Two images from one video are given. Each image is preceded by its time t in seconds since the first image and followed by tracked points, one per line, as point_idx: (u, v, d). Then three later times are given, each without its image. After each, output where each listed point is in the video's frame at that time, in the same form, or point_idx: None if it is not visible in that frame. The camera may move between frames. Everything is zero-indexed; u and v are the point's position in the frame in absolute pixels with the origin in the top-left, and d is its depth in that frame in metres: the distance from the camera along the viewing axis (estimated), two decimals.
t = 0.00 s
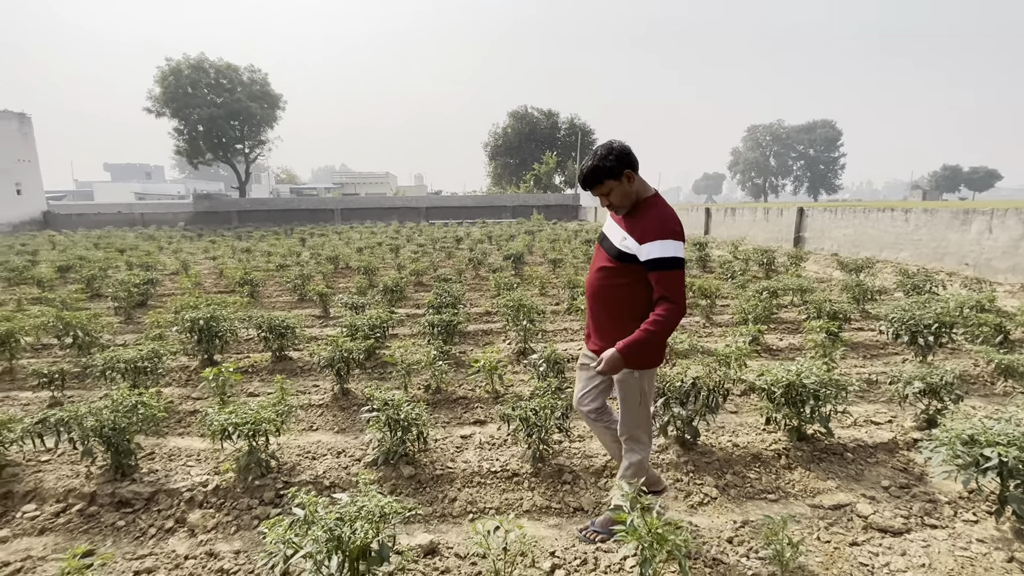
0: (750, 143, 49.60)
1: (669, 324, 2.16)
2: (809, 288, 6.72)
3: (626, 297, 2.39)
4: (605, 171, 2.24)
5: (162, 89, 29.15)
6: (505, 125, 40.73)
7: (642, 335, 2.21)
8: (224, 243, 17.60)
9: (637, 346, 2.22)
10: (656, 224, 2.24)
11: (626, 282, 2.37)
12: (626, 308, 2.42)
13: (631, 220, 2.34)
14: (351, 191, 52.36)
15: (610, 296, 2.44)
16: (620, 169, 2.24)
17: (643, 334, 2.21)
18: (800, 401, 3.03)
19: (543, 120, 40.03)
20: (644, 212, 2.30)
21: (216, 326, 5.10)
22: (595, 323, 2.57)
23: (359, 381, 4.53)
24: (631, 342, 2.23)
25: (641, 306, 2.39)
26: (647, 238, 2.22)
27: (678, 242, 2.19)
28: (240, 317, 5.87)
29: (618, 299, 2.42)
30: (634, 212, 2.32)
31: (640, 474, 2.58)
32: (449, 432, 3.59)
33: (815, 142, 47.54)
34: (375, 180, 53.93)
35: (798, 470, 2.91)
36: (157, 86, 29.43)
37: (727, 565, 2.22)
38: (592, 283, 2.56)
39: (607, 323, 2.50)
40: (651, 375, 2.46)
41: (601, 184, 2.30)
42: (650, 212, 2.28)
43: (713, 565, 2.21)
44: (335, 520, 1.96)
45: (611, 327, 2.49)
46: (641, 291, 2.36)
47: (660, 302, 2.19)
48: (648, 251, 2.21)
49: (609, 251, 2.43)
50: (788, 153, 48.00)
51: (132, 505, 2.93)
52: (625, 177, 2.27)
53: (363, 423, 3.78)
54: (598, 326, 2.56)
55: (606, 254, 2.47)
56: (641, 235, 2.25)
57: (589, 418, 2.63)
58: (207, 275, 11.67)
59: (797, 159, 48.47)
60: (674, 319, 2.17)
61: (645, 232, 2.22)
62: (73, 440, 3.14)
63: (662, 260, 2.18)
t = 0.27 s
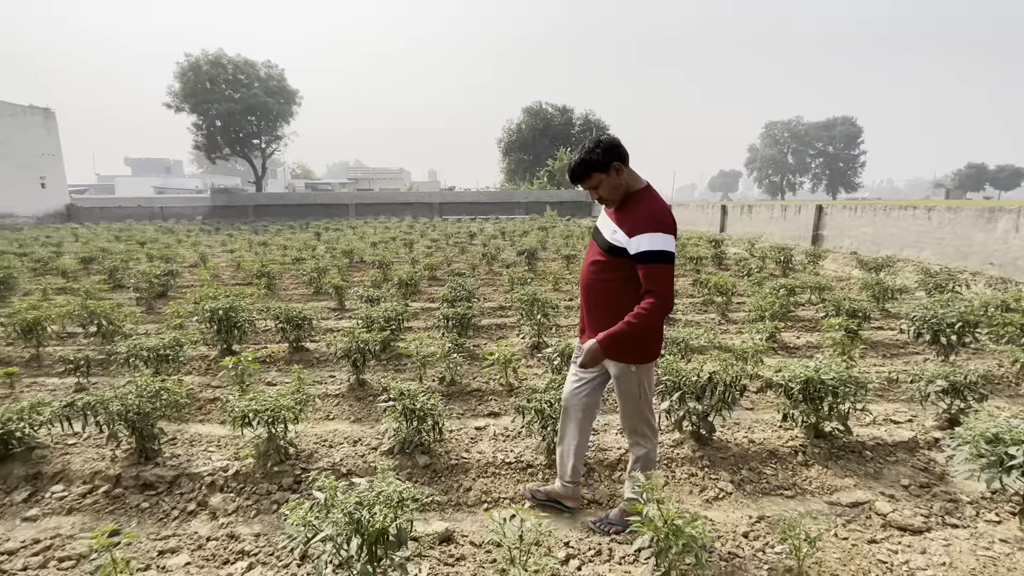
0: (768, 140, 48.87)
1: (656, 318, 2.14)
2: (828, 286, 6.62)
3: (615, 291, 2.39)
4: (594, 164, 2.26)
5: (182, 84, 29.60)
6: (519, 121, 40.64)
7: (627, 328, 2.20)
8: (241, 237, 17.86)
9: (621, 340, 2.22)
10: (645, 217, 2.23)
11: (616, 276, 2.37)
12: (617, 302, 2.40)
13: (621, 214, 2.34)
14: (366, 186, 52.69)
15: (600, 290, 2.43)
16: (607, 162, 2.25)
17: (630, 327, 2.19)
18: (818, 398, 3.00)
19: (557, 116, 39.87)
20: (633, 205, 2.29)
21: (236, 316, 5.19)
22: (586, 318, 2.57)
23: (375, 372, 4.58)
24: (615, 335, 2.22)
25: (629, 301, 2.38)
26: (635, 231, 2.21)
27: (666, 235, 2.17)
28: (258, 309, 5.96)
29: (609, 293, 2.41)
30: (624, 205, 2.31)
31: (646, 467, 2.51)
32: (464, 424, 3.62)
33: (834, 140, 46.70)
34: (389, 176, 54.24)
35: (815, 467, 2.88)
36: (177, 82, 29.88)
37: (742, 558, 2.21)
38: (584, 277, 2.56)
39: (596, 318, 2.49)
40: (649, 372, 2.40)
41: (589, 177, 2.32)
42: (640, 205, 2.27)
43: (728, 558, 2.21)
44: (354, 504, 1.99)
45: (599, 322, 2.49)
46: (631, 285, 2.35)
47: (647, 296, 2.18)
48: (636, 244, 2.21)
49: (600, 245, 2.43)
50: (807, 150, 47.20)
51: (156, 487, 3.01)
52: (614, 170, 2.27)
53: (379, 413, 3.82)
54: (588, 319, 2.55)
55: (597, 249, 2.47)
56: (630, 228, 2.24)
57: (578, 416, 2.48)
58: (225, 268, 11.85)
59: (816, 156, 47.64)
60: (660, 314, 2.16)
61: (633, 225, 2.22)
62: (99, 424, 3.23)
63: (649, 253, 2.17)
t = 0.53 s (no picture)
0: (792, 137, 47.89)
1: (633, 314, 2.14)
2: (853, 286, 6.47)
3: (594, 291, 2.40)
4: (566, 166, 2.28)
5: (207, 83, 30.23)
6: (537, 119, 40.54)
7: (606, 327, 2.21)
8: (264, 233, 18.19)
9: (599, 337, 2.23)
10: (619, 215, 2.23)
11: (595, 276, 2.38)
12: (597, 302, 2.40)
13: (596, 214, 2.35)
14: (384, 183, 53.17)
15: (580, 290, 2.44)
16: (579, 164, 2.27)
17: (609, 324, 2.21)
18: (841, 398, 2.95)
19: (576, 113, 39.67)
20: (607, 205, 2.30)
21: (259, 310, 5.30)
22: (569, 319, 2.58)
23: (394, 366, 4.64)
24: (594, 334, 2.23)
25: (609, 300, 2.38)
26: (609, 230, 2.22)
27: (640, 231, 2.17)
28: (280, 303, 6.08)
29: (589, 294, 2.41)
30: (599, 205, 2.32)
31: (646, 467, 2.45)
32: (482, 418, 3.65)
33: (860, 137, 45.57)
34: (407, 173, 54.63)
35: (838, 468, 2.84)
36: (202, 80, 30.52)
37: (762, 557, 2.20)
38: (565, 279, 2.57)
39: (578, 319, 2.50)
40: (638, 372, 2.39)
41: (563, 180, 2.34)
42: (613, 204, 2.27)
43: (748, 556, 2.20)
44: (376, 492, 2.04)
45: (581, 323, 2.50)
46: (610, 284, 2.36)
47: (625, 293, 2.19)
48: (610, 244, 2.22)
49: (578, 246, 2.45)
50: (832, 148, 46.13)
51: (185, 473, 3.10)
52: (586, 171, 2.28)
53: (398, 406, 3.88)
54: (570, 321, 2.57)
55: (575, 250, 2.48)
56: (603, 227, 2.25)
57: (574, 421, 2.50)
58: (247, 262, 12.10)
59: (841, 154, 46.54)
60: (636, 310, 2.16)
61: (607, 224, 2.23)
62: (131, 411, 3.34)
63: (623, 251, 2.17)
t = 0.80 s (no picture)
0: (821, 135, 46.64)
1: (605, 309, 2.12)
2: (885, 289, 6.29)
3: (571, 291, 2.39)
4: (538, 168, 2.30)
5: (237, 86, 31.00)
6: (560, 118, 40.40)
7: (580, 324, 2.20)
8: (290, 232, 18.58)
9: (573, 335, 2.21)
10: (591, 214, 2.23)
11: (571, 276, 2.37)
12: (575, 302, 2.40)
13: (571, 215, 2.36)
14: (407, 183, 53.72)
15: (558, 291, 2.44)
16: (552, 165, 2.29)
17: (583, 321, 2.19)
18: (871, 405, 2.88)
19: (599, 112, 39.40)
20: (580, 205, 2.31)
21: (286, 308, 5.43)
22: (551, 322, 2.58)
23: (416, 364, 4.70)
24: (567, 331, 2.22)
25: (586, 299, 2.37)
26: (582, 228, 2.22)
27: (612, 228, 2.17)
28: (306, 301, 6.22)
29: (567, 294, 2.41)
30: (573, 206, 2.34)
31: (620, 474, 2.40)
32: (503, 418, 3.67)
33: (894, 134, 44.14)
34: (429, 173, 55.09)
35: (866, 476, 2.77)
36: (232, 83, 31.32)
37: (786, 564, 2.16)
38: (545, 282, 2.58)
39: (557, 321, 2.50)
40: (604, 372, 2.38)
41: (537, 182, 2.36)
42: (587, 203, 2.28)
43: (771, 563, 2.17)
44: (399, 488, 2.07)
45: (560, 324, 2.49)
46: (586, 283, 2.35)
47: (598, 290, 2.18)
48: (583, 242, 2.21)
49: (555, 247, 2.45)
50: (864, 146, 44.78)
51: (215, 466, 3.21)
52: (559, 172, 2.30)
53: (420, 405, 3.93)
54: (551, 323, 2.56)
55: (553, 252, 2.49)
56: (576, 226, 2.25)
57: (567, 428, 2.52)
58: (274, 261, 12.38)
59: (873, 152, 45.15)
60: (609, 306, 2.15)
61: (579, 222, 2.23)
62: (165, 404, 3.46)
63: (595, 248, 2.16)
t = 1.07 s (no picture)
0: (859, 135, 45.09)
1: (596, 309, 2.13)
2: (928, 294, 6.03)
3: (568, 292, 2.40)
4: (536, 171, 2.32)
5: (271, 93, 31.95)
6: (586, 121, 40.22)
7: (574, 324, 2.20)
8: (321, 235, 19.02)
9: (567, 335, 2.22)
10: (588, 215, 2.24)
11: (569, 277, 2.38)
12: (572, 303, 2.40)
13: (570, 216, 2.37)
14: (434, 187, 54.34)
15: (556, 292, 2.45)
16: (551, 167, 2.31)
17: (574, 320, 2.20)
18: (915, 415, 2.76)
19: (626, 114, 39.07)
20: (577, 206, 2.32)
21: (318, 309, 5.56)
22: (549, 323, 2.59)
23: (444, 366, 4.74)
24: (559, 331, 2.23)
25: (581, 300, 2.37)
26: (579, 229, 2.23)
27: (608, 228, 2.17)
28: (337, 302, 6.35)
29: (565, 295, 2.41)
30: (570, 207, 2.35)
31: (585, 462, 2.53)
32: (530, 421, 3.67)
33: (937, 134, 42.34)
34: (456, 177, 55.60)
35: (910, 489, 2.66)
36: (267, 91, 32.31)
37: None
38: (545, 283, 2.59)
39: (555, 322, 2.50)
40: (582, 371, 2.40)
41: (536, 184, 2.38)
42: (585, 204, 2.29)
43: None
44: (430, 489, 2.10)
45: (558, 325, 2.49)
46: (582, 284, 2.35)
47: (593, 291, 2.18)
48: (580, 243, 2.22)
49: (555, 249, 2.46)
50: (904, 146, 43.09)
51: (251, 462, 3.30)
52: (558, 174, 2.32)
53: (448, 406, 3.97)
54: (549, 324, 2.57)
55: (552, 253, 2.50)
56: (574, 227, 2.26)
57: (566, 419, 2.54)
58: (306, 263, 12.70)
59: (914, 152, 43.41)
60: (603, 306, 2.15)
61: (576, 224, 2.24)
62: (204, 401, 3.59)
63: (592, 249, 2.17)
